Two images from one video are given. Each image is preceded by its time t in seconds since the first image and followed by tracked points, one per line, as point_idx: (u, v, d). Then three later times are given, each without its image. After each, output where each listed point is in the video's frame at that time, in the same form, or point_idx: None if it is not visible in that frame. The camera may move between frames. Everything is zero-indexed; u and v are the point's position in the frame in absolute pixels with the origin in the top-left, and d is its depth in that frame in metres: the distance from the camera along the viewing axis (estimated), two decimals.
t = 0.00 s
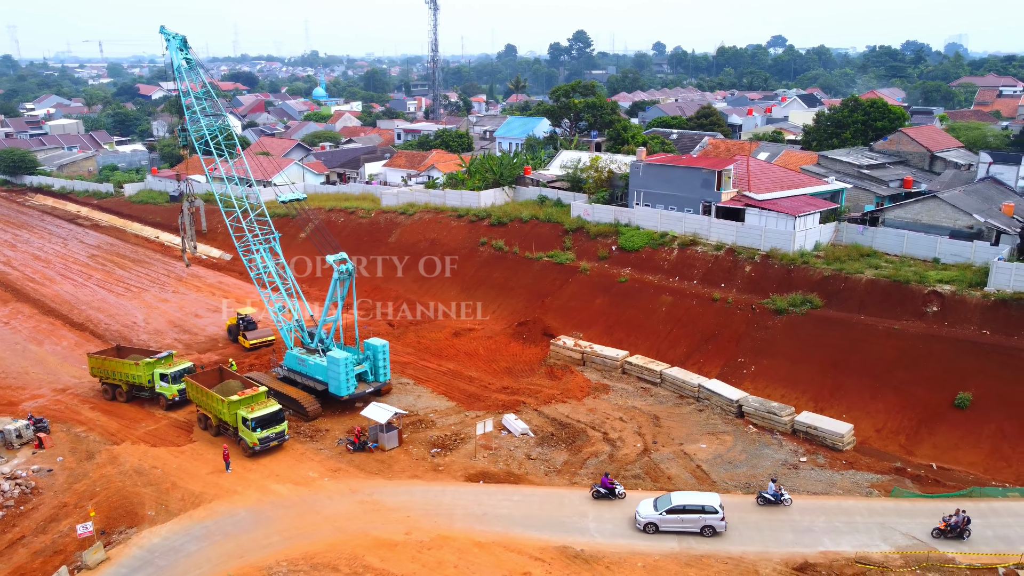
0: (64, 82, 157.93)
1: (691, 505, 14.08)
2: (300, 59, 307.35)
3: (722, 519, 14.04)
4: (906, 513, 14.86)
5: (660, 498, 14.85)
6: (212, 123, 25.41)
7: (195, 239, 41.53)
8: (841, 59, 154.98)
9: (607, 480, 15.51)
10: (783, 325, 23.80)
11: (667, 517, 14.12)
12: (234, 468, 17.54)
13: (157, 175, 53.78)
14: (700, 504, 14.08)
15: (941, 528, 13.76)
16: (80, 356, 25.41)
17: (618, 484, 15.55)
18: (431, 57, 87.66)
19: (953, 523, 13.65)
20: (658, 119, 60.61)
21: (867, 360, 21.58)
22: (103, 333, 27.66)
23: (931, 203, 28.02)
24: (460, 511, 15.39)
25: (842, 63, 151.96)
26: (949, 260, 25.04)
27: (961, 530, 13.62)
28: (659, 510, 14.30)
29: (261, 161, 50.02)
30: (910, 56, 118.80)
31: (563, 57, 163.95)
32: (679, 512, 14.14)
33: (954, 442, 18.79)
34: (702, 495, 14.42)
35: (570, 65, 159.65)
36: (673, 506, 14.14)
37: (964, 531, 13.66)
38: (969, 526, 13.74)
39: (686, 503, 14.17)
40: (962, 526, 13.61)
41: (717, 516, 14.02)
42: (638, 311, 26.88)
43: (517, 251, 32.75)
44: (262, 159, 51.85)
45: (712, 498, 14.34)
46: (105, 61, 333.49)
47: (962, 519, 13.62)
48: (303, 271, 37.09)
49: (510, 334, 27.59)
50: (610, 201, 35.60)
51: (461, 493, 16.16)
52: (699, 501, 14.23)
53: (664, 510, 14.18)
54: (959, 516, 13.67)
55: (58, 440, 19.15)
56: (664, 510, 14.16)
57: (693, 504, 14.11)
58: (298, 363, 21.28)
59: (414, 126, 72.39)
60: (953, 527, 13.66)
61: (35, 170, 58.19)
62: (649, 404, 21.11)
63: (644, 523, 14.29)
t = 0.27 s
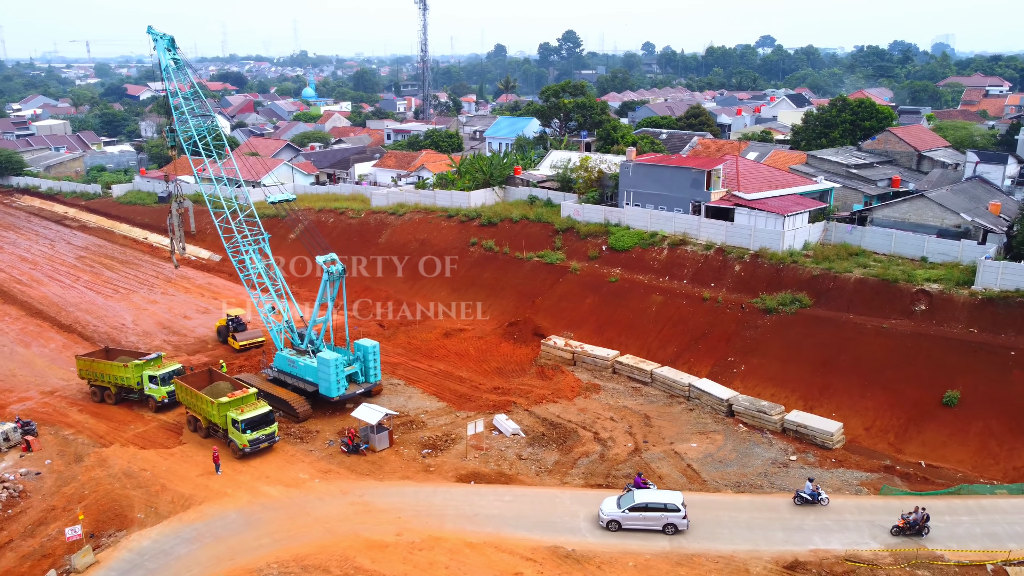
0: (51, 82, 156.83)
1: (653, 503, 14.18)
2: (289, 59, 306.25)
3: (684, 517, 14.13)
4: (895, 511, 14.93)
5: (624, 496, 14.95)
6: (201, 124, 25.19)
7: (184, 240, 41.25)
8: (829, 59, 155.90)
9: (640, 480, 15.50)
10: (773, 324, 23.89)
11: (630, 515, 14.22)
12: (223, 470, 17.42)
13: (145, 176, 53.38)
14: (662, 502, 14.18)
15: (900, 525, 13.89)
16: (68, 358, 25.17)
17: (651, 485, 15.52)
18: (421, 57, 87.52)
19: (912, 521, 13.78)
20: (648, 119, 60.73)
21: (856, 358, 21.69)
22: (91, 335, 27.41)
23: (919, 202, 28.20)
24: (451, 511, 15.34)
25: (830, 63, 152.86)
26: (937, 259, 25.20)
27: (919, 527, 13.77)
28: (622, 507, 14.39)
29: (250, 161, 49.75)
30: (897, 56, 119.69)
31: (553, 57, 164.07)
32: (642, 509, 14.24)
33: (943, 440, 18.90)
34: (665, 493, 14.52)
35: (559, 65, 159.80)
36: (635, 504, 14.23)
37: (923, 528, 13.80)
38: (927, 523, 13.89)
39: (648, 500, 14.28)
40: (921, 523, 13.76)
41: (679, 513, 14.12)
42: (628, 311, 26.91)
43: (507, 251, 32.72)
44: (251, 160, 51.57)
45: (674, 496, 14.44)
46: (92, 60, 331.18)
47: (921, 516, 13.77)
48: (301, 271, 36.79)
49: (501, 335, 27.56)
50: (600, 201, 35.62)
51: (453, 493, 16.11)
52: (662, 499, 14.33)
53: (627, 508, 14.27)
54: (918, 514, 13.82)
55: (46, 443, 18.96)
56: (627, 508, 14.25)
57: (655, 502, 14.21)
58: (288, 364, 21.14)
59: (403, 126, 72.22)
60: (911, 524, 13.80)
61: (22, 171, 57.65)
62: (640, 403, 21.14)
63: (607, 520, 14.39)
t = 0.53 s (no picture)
0: (42, 82, 155.99)
1: (620, 501, 14.25)
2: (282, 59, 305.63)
3: (650, 515, 14.19)
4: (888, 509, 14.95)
5: (592, 495, 15.01)
6: (194, 124, 25.07)
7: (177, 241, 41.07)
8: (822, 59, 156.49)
9: (678, 480, 15.41)
10: (767, 324, 23.94)
11: (596, 513, 14.28)
12: (217, 472, 17.33)
13: (137, 176, 53.12)
14: (628, 500, 14.25)
15: (864, 524, 13.98)
16: (61, 359, 25.02)
17: (690, 486, 15.44)
18: (414, 57, 87.41)
19: (876, 519, 13.88)
20: (642, 119, 60.79)
21: (850, 358, 21.75)
22: (84, 337, 27.25)
23: (911, 202, 28.30)
24: (446, 512, 15.30)
25: (823, 63, 153.46)
26: (929, 258, 25.30)
27: (883, 525, 13.86)
28: (589, 506, 14.45)
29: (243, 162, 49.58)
30: (889, 56, 120.25)
31: (547, 57, 164.18)
32: (608, 508, 14.29)
33: (936, 439, 18.97)
34: (632, 492, 14.59)
35: (553, 65, 159.89)
36: (602, 502, 14.30)
37: (886, 527, 13.90)
38: (890, 523, 13.99)
39: (615, 499, 14.35)
40: (885, 521, 13.86)
41: (646, 512, 14.19)
42: (622, 311, 26.93)
43: (501, 252, 32.69)
44: (245, 160, 51.38)
45: (642, 495, 14.51)
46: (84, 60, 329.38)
47: (884, 515, 13.88)
48: (300, 271, 36.61)
49: (495, 335, 27.54)
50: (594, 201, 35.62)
51: (447, 494, 16.07)
52: (629, 498, 14.40)
53: (593, 506, 14.34)
54: (882, 512, 13.92)
55: (38, 445, 18.83)
56: (594, 506, 14.31)
57: (622, 500, 14.28)
58: (282, 365, 21.06)
59: (397, 127, 72.14)
60: (875, 523, 13.90)
61: (13, 172, 57.26)
62: (634, 403, 21.14)
63: (574, 519, 14.43)
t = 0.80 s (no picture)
0: (35, 83, 155.49)
1: (588, 500, 14.26)
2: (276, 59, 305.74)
3: (618, 513, 14.24)
4: (882, 508, 14.97)
5: (561, 493, 15.04)
6: (187, 125, 24.98)
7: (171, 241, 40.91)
8: (816, 59, 157.02)
9: (718, 481, 15.28)
10: (761, 324, 23.97)
11: (564, 512, 14.32)
12: (212, 473, 17.24)
13: (131, 177, 52.91)
14: (596, 499, 14.27)
15: (829, 523, 14.05)
16: (54, 361, 24.88)
17: (731, 487, 15.33)
18: (409, 58, 87.35)
19: (840, 518, 13.94)
20: (636, 119, 60.85)
21: (843, 357, 21.79)
22: (77, 338, 27.10)
23: (905, 202, 28.40)
24: (441, 513, 15.26)
25: (816, 63, 153.86)
26: (922, 258, 25.38)
27: (848, 524, 13.92)
28: (556, 504, 14.48)
29: (237, 162, 49.46)
30: (882, 56, 120.73)
31: (541, 57, 164.23)
32: (576, 506, 14.32)
33: (929, 438, 19.02)
34: (600, 490, 14.60)
35: (547, 65, 160.05)
36: (570, 501, 14.31)
37: (851, 526, 13.97)
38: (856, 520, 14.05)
39: (583, 497, 14.36)
40: (850, 520, 13.93)
41: (613, 510, 14.22)
42: (617, 311, 26.93)
43: (496, 252, 32.67)
44: (239, 160, 51.19)
45: (610, 493, 14.53)
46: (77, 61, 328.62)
47: (849, 514, 13.93)
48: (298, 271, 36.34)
49: (490, 335, 27.51)
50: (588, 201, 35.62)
51: (442, 494, 16.03)
52: (597, 496, 14.41)
53: (561, 505, 14.36)
54: (847, 511, 13.97)
55: (31, 447, 18.71)
56: (561, 505, 14.35)
57: (590, 499, 14.30)
58: (276, 366, 20.98)
59: (391, 127, 72.05)
60: (841, 522, 13.97)
61: (6, 173, 56.97)
62: (629, 403, 21.14)
63: (542, 518, 14.49)
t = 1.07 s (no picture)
0: (27, 83, 154.68)
1: (556, 499, 14.32)
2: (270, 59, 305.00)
3: (586, 512, 14.29)
4: (876, 507, 15.00)
5: (530, 492, 15.08)
6: (181, 125, 24.83)
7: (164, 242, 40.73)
8: (809, 59, 157.52)
9: (759, 481, 15.27)
10: (755, 323, 24.00)
11: (533, 511, 14.36)
12: (206, 474, 17.16)
13: (124, 177, 52.67)
14: (565, 498, 14.33)
15: (794, 522, 14.09)
16: (47, 362, 24.73)
17: (772, 487, 15.29)
18: (403, 58, 87.26)
19: (806, 517, 14.01)
20: (630, 119, 60.90)
21: (837, 357, 21.84)
22: (70, 339, 26.94)
23: (898, 202, 28.49)
24: (436, 514, 15.21)
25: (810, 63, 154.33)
26: (915, 258, 25.46)
27: (813, 523, 14.00)
28: (525, 503, 14.52)
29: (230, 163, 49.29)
30: (875, 56, 121.21)
31: (535, 57, 164.22)
32: (545, 505, 14.36)
33: (922, 437, 19.08)
34: (569, 489, 14.66)
35: (542, 65, 160.14)
36: (538, 501, 14.36)
37: (816, 525, 14.04)
38: (821, 520, 14.13)
39: (551, 497, 14.41)
40: (814, 519, 14.01)
41: (581, 509, 14.27)
42: (611, 311, 26.94)
43: (490, 252, 32.64)
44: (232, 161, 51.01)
45: (578, 492, 14.58)
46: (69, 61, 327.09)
47: (814, 513, 14.02)
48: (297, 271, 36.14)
49: (485, 335, 27.48)
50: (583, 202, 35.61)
51: (438, 495, 15.99)
52: (565, 495, 14.46)
53: (530, 504, 14.40)
54: (812, 510, 14.06)
55: (24, 449, 18.58)
56: (530, 504, 14.39)
57: (558, 498, 14.35)
58: (270, 367, 20.89)
59: (386, 127, 71.97)
60: (805, 521, 14.03)
61: None
62: (624, 403, 21.14)
63: (511, 517, 14.52)
